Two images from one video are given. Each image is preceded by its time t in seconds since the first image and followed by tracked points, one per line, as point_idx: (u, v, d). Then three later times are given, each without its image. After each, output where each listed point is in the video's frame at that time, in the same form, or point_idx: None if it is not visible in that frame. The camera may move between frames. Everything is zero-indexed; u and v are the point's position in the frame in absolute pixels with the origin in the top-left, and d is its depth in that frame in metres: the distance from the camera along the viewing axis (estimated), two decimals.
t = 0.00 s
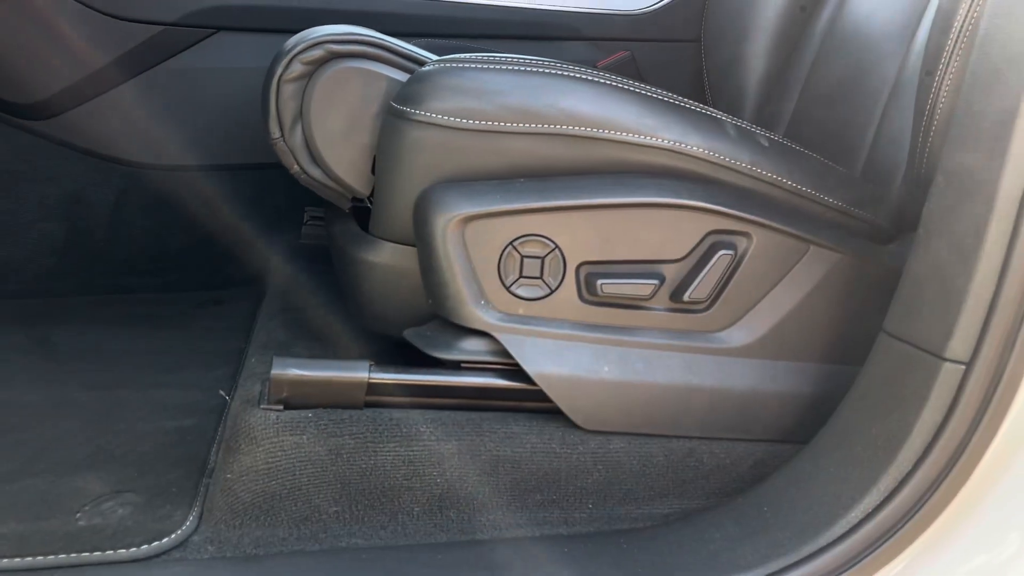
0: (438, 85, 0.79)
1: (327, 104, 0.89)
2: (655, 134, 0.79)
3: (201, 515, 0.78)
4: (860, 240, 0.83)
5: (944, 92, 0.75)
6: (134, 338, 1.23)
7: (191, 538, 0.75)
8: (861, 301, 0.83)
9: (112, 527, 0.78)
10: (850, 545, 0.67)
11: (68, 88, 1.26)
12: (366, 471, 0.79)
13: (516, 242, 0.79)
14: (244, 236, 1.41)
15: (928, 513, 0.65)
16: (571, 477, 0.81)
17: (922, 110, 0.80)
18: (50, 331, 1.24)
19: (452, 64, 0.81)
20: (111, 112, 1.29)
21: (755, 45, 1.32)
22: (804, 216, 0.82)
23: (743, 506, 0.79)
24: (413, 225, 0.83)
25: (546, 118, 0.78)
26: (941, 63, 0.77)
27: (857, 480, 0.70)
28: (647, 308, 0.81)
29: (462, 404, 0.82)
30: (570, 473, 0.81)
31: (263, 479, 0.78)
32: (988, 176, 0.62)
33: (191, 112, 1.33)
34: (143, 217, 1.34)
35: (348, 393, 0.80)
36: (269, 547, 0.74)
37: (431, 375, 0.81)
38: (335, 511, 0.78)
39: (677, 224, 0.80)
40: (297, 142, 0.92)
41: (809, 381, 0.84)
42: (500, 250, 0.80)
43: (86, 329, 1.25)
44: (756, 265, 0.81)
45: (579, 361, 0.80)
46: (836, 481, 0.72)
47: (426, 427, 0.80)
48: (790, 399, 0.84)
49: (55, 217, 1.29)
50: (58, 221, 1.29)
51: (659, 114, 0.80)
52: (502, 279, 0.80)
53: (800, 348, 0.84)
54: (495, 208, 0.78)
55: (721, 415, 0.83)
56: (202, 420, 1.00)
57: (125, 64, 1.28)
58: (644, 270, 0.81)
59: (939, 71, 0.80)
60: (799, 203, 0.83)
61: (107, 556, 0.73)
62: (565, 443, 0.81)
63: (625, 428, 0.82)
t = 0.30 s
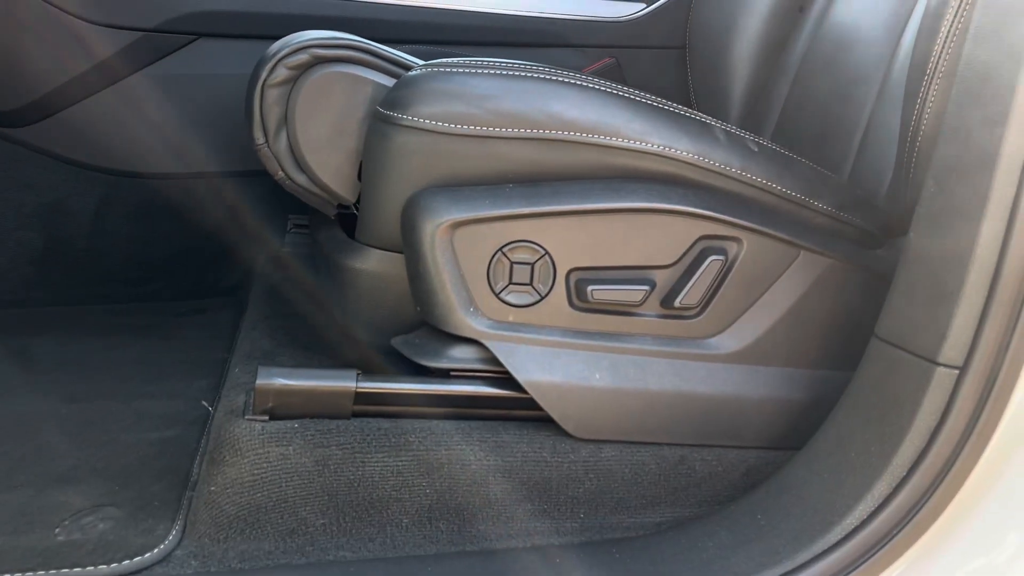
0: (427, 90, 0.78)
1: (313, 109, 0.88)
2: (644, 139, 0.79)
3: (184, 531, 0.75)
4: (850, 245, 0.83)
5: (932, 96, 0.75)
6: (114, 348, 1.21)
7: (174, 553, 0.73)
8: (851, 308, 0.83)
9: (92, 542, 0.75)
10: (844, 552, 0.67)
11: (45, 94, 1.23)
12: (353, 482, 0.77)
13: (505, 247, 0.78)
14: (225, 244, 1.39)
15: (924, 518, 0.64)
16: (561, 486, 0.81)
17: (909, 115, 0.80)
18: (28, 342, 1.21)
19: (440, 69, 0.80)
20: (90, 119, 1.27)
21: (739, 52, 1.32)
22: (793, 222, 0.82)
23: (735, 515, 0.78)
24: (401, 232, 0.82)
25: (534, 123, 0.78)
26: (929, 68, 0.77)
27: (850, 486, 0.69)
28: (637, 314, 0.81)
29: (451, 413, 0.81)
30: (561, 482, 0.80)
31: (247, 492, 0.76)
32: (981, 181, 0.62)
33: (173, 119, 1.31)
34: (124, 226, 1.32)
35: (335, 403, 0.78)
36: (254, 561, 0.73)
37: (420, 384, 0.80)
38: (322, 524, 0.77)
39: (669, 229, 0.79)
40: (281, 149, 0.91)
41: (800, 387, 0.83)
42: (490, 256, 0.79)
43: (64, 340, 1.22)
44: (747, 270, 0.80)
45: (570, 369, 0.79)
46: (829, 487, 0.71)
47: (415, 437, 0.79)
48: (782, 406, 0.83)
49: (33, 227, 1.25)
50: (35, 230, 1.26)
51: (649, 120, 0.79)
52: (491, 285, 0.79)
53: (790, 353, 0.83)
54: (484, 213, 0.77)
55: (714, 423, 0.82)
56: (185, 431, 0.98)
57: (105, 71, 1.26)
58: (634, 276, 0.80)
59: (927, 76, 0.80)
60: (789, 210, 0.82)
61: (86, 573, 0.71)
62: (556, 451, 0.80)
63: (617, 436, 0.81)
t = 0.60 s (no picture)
0: (419, 91, 0.78)
1: (303, 111, 0.87)
2: (637, 140, 0.78)
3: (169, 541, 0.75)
4: (844, 247, 0.82)
5: (923, 98, 0.75)
6: (97, 356, 1.18)
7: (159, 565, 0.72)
8: (845, 310, 0.83)
9: (77, 555, 0.74)
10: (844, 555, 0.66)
11: (25, 98, 1.20)
12: (345, 490, 0.76)
13: (499, 250, 0.77)
14: (210, 250, 1.37)
15: (924, 520, 0.64)
16: (556, 491, 0.80)
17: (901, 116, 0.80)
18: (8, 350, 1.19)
19: (431, 71, 0.79)
20: (74, 123, 1.23)
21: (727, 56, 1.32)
22: (787, 223, 0.81)
23: (732, 520, 0.77)
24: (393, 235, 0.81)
25: (527, 124, 0.77)
26: (920, 69, 0.77)
27: (849, 489, 0.68)
28: (632, 317, 0.80)
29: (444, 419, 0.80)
30: (555, 488, 0.79)
31: (235, 501, 0.74)
32: (979, 181, 0.62)
33: (157, 123, 1.29)
34: (107, 233, 1.30)
35: (326, 409, 0.77)
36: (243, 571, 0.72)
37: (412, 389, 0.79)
38: (312, 532, 0.76)
39: (664, 231, 0.78)
40: (269, 151, 0.89)
41: (796, 389, 0.83)
42: (483, 259, 0.78)
43: (46, 348, 1.20)
44: (741, 272, 0.80)
45: (564, 373, 0.78)
46: (827, 490, 0.70)
47: (407, 443, 0.77)
48: (777, 409, 0.83)
49: (12, 233, 1.22)
50: (15, 237, 1.22)
51: (642, 121, 0.79)
52: (484, 289, 0.78)
53: (785, 355, 0.83)
54: (477, 215, 0.76)
55: (710, 427, 0.82)
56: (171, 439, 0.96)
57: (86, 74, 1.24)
58: (629, 278, 0.79)
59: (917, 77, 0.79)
60: (783, 211, 0.82)
61: None
62: (550, 457, 0.79)
63: (612, 441, 0.80)
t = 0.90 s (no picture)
0: (416, 94, 0.77)
1: (297, 114, 0.86)
2: (634, 143, 0.78)
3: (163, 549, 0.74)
4: (841, 251, 0.83)
5: (919, 101, 0.75)
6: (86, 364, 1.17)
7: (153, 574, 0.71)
8: (842, 313, 0.83)
9: (70, 565, 0.73)
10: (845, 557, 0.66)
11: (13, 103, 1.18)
12: (342, 497, 0.75)
13: (497, 254, 0.77)
14: (199, 256, 1.36)
15: (926, 522, 0.64)
16: (555, 497, 0.79)
17: (895, 120, 0.80)
18: None
19: (426, 74, 0.79)
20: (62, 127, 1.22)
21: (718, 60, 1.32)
22: (783, 227, 0.81)
23: (732, 524, 0.77)
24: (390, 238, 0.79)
25: (523, 127, 0.76)
26: (914, 71, 0.77)
27: (850, 492, 0.68)
28: (631, 320, 0.80)
29: (442, 424, 0.79)
30: (554, 493, 0.79)
31: (231, 510, 0.73)
32: (977, 184, 0.62)
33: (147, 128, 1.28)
34: (94, 239, 1.28)
35: (323, 415, 0.76)
36: None
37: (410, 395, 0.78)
38: (310, 540, 0.75)
39: (662, 234, 0.78)
40: (263, 154, 0.88)
41: (794, 392, 0.83)
42: (481, 262, 0.77)
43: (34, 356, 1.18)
44: (739, 275, 0.80)
45: (562, 377, 0.78)
46: (827, 493, 0.70)
47: (405, 449, 0.77)
48: (775, 412, 0.83)
49: None
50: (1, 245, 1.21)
51: (638, 124, 0.79)
52: (481, 293, 0.77)
53: (783, 358, 0.83)
54: (474, 219, 0.76)
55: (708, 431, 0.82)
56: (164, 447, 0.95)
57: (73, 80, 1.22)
58: (628, 281, 0.79)
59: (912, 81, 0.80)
60: (779, 214, 0.82)
61: None
62: (549, 462, 0.79)
63: (611, 446, 0.80)
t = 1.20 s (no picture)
0: (418, 99, 0.77)
1: (298, 120, 0.86)
2: (635, 148, 0.78)
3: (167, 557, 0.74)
4: (839, 254, 0.83)
5: (916, 106, 0.76)
6: (83, 371, 1.16)
7: None
8: (842, 316, 0.83)
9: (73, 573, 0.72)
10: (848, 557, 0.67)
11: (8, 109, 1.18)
12: (348, 502, 0.75)
13: (500, 258, 0.77)
14: (195, 262, 1.35)
15: (929, 522, 0.65)
16: (559, 500, 0.79)
17: (892, 125, 0.81)
18: None
19: (428, 80, 0.79)
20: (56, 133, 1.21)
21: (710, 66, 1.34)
22: (783, 231, 0.82)
23: (735, 526, 0.78)
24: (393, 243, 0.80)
25: (526, 133, 0.77)
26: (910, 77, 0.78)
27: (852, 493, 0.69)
28: (634, 324, 0.80)
29: (446, 429, 0.80)
30: (558, 496, 0.79)
31: (237, 515, 0.73)
32: (977, 189, 0.62)
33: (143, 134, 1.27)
34: (89, 245, 1.27)
35: (327, 421, 0.76)
36: None
37: (414, 399, 0.78)
38: (316, 546, 0.74)
39: (664, 238, 0.78)
40: (264, 160, 0.88)
41: (794, 395, 0.84)
42: (485, 267, 0.77)
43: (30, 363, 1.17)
44: (740, 278, 0.80)
45: (566, 381, 0.78)
46: (830, 494, 0.71)
47: (410, 454, 0.77)
48: (776, 416, 0.83)
49: None
50: None
51: (639, 129, 0.79)
52: (485, 298, 0.78)
53: (783, 362, 0.83)
54: (477, 224, 0.76)
55: (710, 433, 0.82)
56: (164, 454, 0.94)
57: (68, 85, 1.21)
58: (631, 285, 0.79)
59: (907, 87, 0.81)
60: (778, 219, 0.82)
61: None
62: (553, 466, 0.80)
63: (615, 449, 0.81)
